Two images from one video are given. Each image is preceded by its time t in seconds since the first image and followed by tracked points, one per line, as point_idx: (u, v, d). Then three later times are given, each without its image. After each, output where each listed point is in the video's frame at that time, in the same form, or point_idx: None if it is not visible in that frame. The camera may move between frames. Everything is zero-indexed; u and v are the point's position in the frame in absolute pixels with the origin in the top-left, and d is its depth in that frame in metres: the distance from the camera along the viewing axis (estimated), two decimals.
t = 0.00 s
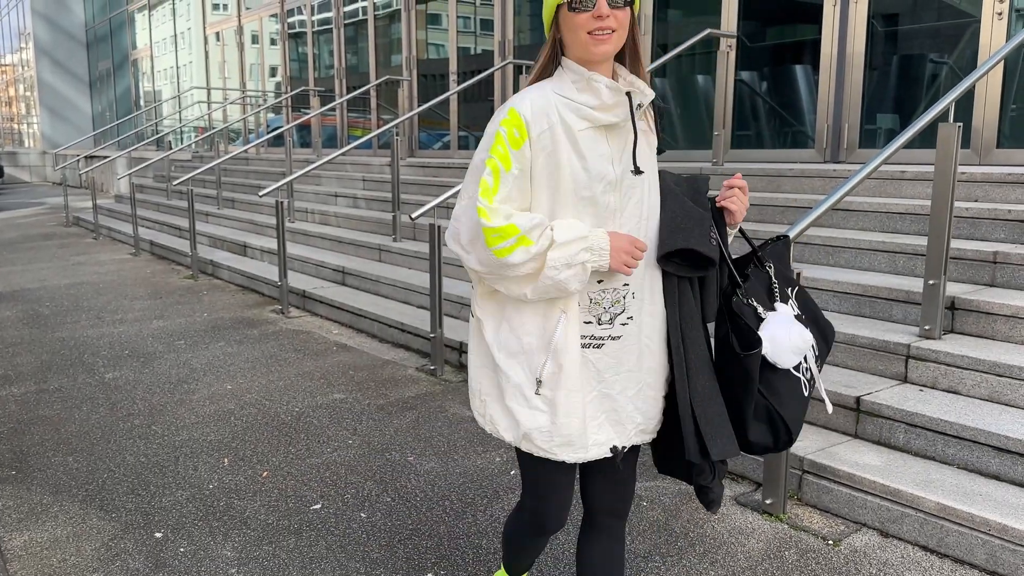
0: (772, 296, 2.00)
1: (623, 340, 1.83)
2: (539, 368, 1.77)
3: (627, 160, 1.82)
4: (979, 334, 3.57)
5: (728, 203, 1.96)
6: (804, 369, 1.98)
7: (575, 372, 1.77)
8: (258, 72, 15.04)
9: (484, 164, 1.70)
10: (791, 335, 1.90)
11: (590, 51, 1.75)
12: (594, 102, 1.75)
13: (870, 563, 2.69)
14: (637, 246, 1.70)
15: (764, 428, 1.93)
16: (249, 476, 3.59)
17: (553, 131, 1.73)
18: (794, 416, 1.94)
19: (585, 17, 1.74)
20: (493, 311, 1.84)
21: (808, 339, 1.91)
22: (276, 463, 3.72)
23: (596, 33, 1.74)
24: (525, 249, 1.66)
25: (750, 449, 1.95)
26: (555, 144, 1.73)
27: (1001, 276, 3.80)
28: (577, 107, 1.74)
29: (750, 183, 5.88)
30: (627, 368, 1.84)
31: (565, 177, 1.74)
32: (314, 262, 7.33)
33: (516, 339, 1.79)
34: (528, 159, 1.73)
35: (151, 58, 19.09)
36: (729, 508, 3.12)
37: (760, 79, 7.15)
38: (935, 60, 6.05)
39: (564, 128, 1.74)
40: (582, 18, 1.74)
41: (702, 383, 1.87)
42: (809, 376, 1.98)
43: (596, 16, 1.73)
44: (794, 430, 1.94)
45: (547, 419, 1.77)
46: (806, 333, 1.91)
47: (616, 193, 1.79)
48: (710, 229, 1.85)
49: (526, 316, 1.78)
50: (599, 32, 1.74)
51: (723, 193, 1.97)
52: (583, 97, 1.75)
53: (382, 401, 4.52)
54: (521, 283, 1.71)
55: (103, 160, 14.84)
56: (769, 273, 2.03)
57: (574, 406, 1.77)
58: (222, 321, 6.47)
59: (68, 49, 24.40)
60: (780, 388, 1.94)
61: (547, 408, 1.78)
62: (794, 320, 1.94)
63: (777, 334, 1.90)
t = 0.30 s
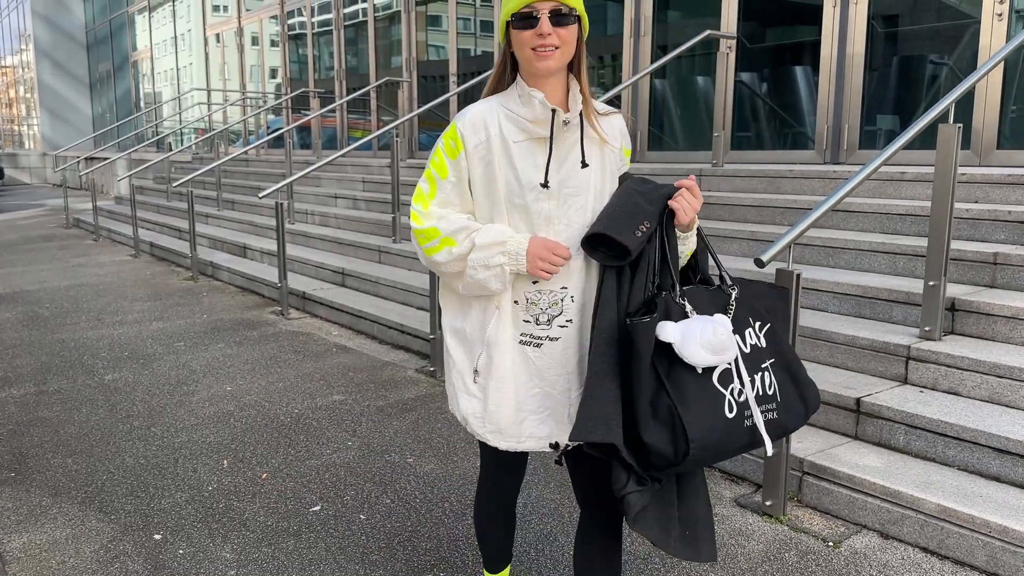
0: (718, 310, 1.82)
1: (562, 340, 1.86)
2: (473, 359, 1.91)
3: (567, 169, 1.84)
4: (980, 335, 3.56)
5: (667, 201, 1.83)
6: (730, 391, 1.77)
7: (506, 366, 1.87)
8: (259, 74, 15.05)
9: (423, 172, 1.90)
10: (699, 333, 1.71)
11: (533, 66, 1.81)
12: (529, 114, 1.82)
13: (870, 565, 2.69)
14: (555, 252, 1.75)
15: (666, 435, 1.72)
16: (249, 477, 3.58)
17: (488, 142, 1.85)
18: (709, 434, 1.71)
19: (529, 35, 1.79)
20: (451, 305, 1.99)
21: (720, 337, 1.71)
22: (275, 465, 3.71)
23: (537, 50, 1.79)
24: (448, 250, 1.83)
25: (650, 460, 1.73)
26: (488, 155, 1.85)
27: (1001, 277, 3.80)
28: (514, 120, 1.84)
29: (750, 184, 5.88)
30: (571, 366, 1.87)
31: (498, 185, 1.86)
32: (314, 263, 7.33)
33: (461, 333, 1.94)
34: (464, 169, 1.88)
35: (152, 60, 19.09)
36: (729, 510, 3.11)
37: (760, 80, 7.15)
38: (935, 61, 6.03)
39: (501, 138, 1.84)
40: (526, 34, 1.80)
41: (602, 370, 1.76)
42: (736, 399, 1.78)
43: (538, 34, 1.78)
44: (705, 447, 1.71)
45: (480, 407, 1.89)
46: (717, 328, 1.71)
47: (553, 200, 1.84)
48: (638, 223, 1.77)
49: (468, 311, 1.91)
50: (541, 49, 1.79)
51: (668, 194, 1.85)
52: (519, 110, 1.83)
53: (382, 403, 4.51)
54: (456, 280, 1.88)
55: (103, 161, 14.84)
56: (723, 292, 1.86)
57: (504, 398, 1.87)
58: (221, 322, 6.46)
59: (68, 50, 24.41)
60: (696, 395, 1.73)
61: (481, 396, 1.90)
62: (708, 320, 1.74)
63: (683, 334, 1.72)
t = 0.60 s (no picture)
0: (601, 328, 1.66)
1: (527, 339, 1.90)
2: (442, 350, 1.98)
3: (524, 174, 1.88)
4: (982, 335, 3.56)
5: (584, 208, 1.71)
6: (563, 409, 1.64)
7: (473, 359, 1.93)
8: (260, 74, 15.06)
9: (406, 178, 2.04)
10: (542, 346, 1.60)
11: (504, 81, 1.85)
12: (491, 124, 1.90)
13: (871, 565, 2.68)
14: (501, 247, 1.81)
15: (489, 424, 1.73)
16: (250, 477, 3.59)
17: (459, 149, 1.96)
18: (519, 439, 1.64)
19: (500, 51, 1.83)
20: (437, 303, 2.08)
21: (557, 361, 1.58)
22: (276, 465, 3.71)
23: (508, 66, 1.83)
24: (419, 248, 1.97)
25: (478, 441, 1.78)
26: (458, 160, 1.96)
27: (1004, 277, 3.79)
28: (483, 129, 1.93)
29: (752, 184, 5.87)
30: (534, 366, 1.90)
31: (467, 189, 1.95)
32: (315, 263, 7.33)
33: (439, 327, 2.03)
34: (440, 175, 2.00)
35: (153, 60, 19.11)
36: (730, 510, 3.11)
37: (761, 80, 7.15)
38: (937, 61, 6.03)
39: (473, 144, 1.94)
40: (497, 52, 1.83)
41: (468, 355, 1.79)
42: (569, 417, 1.64)
43: (509, 51, 1.81)
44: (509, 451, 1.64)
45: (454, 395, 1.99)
46: (557, 352, 1.59)
47: (513, 205, 1.89)
48: (551, 224, 1.72)
49: (442, 303, 2.01)
50: (511, 65, 1.83)
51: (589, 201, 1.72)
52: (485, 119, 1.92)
53: (383, 403, 4.51)
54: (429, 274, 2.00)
55: (105, 161, 14.86)
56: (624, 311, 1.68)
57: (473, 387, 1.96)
58: (223, 322, 6.47)
59: (69, 50, 24.45)
60: (515, 393, 1.66)
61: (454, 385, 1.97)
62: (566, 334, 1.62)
63: (531, 342, 1.63)
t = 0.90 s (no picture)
0: (530, 322, 1.75)
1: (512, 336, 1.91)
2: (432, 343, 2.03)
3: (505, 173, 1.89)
4: (985, 334, 3.55)
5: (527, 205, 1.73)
6: (480, 390, 1.78)
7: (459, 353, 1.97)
8: (262, 72, 15.06)
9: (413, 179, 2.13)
10: (456, 334, 1.76)
11: (491, 84, 1.86)
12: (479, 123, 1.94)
13: (874, 563, 2.68)
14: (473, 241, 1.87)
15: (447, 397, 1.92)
16: (252, 476, 3.59)
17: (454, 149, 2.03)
18: (447, 414, 1.82)
19: (487, 55, 1.84)
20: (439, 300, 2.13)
21: (459, 350, 1.74)
22: (279, 463, 3.72)
23: (494, 69, 1.84)
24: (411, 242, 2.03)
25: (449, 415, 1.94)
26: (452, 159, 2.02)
27: (1007, 275, 3.79)
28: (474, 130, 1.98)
29: (754, 182, 5.87)
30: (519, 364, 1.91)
31: (458, 187, 2.00)
32: (317, 261, 7.33)
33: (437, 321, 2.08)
34: (438, 175, 2.07)
35: (155, 59, 19.12)
36: (732, 508, 3.11)
37: (763, 78, 7.14)
38: (939, 59, 6.01)
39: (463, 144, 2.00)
40: (484, 55, 1.84)
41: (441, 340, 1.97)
42: (481, 398, 1.77)
43: (495, 55, 1.83)
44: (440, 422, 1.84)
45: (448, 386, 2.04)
46: (459, 341, 1.74)
47: (493, 201, 1.91)
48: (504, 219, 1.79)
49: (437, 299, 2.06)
50: (498, 69, 1.84)
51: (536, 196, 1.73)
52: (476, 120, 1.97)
53: (386, 401, 4.51)
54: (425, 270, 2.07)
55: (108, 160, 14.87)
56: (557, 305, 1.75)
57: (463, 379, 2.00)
58: (225, 321, 6.48)
59: (72, 49, 24.51)
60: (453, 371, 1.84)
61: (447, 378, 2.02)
62: (481, 322, 1.77)
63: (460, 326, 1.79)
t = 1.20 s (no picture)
0: (541, 311, 1.73)
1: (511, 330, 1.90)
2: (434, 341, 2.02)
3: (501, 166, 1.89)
4: (987, 330, 3.54)
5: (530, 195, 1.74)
6: (495, 385, 1.73)
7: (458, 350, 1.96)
8: (263, 68, 15.04)
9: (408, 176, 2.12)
10: (468, 329, 1.70)
11: (485, 79, 1.86)
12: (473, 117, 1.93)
13: (876, 560, 2.68)
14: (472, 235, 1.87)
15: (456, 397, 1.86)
16: (253, 472, 3.59)
17: (448, 144, 2.02)
18: (461, 412, 1.76)
19: (482, 49, 1.84)
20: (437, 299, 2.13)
21: (472, 344, 1.67)
22: (280, 459, 3.71)
23: (489, 63, 1.84)
24: (409, 238, 2.02)
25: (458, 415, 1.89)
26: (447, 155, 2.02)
27: (1009, 271, 3.78)
28: (468, 124, 1.97)
29: (756, 178, 5.86)
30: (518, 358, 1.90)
31: (454, 182, 2.00)
32: (319, 258, 7.32)
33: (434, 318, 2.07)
34: (433, 172, 2.07)
35: (156, 55, 19.10)
36: (733, 505, 3.11)
37: (765, 74, 7.09)
38: (942, 55, 6.01)
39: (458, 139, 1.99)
40: (478, 50, 1.84)
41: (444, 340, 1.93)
42: (496, 394, 1.73)
43: (490, 49, 1.82)
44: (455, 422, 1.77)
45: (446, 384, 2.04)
46: (472, 334, 1.67)
47: (490, 195, 1.91)
48: (507, 210, 1.79)
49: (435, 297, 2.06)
50: (492, 63, 1.84)
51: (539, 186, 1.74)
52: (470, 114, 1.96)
53: (387, 397, 4.51)
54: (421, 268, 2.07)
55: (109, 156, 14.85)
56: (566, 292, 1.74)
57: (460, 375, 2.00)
58: (226, 317, 6.47)
59: (73, 45, 24.53)
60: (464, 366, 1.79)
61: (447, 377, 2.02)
62: (492, 315, 1.71)
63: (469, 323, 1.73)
